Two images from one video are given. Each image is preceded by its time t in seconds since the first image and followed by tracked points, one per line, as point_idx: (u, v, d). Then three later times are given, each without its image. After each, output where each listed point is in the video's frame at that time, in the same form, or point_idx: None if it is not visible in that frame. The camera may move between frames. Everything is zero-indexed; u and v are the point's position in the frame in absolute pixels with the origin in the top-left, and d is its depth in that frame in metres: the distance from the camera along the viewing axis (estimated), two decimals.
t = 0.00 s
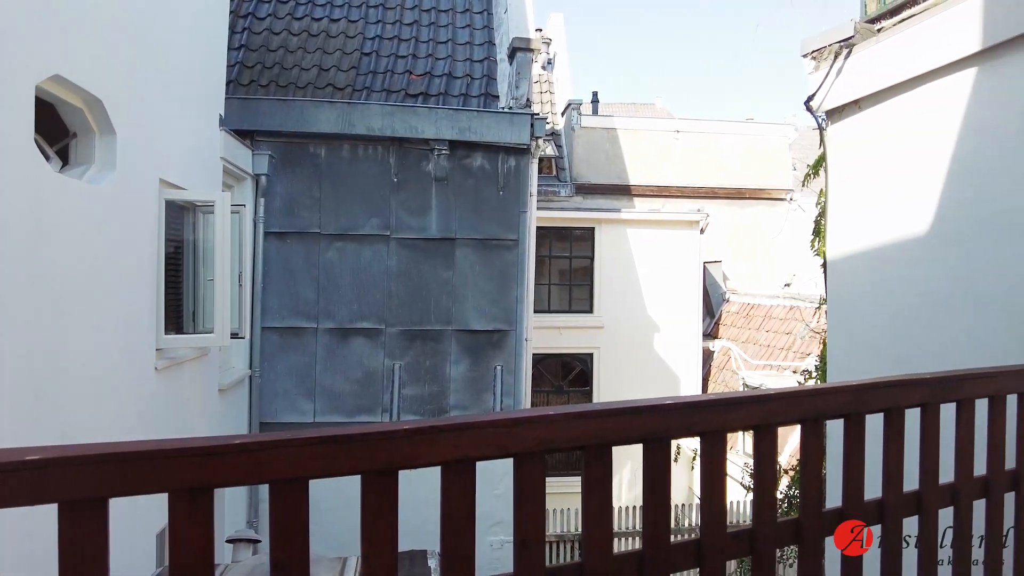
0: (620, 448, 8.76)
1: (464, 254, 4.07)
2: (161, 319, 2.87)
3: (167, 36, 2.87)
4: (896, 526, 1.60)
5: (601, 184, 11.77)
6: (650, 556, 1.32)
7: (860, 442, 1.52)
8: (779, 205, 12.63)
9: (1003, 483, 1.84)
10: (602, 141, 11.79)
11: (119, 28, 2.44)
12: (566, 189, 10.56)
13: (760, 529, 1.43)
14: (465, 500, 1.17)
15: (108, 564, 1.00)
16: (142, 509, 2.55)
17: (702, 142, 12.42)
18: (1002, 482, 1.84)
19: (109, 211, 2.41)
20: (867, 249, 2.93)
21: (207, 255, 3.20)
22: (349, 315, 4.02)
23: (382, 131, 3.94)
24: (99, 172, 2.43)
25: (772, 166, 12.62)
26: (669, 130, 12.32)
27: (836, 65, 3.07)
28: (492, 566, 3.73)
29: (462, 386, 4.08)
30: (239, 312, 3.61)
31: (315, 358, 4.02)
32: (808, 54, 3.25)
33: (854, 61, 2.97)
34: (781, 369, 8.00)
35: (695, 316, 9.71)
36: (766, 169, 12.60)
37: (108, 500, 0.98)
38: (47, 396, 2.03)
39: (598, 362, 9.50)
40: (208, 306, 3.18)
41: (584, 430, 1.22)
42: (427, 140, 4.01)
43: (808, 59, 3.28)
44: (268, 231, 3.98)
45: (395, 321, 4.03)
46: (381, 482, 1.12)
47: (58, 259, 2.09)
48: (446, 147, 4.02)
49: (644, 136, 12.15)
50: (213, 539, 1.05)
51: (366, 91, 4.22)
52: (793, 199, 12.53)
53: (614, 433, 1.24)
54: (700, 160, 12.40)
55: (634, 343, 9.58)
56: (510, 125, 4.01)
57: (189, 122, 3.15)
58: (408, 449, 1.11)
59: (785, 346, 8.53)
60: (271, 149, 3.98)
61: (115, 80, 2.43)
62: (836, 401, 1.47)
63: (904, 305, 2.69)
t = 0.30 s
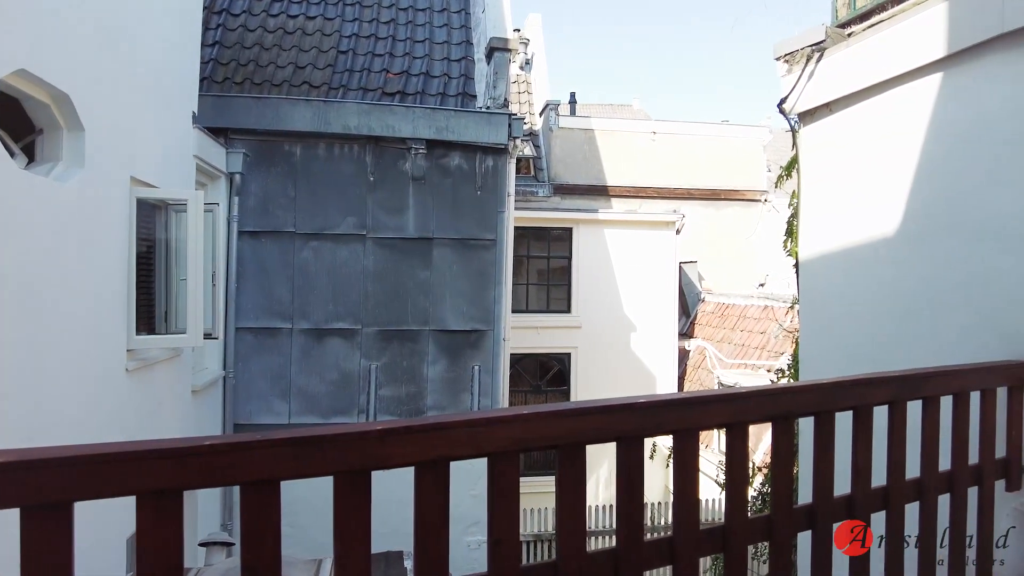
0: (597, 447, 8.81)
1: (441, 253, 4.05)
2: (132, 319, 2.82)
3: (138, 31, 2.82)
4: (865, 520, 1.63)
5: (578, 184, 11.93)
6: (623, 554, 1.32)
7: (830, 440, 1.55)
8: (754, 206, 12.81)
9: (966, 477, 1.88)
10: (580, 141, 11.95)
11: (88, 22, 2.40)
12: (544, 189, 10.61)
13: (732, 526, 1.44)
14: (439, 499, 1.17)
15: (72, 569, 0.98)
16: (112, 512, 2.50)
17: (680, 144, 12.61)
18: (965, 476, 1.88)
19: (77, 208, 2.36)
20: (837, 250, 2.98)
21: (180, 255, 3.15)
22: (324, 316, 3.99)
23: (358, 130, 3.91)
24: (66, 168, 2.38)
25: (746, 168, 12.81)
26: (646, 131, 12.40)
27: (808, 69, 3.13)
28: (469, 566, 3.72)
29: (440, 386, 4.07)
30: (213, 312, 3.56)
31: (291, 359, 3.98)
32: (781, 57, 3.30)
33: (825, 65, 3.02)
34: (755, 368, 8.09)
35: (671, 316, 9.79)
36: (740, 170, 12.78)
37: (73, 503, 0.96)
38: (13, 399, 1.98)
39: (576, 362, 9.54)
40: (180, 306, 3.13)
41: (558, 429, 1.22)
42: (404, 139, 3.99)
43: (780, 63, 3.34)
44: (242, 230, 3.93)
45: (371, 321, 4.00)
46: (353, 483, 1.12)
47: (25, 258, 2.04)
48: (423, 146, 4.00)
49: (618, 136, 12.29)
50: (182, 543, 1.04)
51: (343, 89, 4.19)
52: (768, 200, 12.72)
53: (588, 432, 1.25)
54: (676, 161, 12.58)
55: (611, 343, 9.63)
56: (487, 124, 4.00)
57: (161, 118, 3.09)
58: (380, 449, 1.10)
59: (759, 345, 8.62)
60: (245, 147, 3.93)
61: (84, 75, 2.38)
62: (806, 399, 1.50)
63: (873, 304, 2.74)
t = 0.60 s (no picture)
0: (576, 446, 8.83)
1: (419, 253, 4.04)
2: (103, 319, 2.77)
3: (109, 25, 2.77)
4: (836, 516, 1.66)
5: (557, 185, 12.01)
6: (598, 552, 1.33)
7: (802, 437, 1.57)
8: (730, 207, 12.99)
9: (933, 473, 1.93)
10: (559, 142, 12.15)
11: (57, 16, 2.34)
12: (523, 190, 10.63)
13: (706, 523, 1.46)
14: (414, 500, 1.17)
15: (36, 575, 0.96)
16: (84, 517, 2.45)
17: (658, 145, 12.80)
18: (932, 472, 1.93)
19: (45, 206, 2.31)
20: (810, 251, 3.03)
21: (152, 254, 3.10)
22: (300, 316, 3.95)
23: (335, 128, 3.88)
24: (34, 165, 2.33)
25: (722, 170, 12.99)
26: (623, 132, 12.54)
27: (782, 72, 3.17)
28: (447, 567, 3.71)
29: (417, 387, 4.05)
30: (187, 313, 3.52)
31: (266, 359, 3.93)
32: (756, 60, 3.34)
33: (798, 68, 3.06)
34: (730, 367, 8.17)
35: (648, 316, 9.87)
36: (716, 172, 12.97)
37: (38, 508, 0.94)
38: None
39: (554, 361, 9.55)
40: (153, 306, 3.08)
41: (532, 429, 1.23)
42: (381, 138, 3.97)
43: (755, 66, 3.38)
44: (217, 229, 3.88)
45: (348, 321, 3.97)
46: (326, 483, 1.11)
47: None
48: (400, 145, 3.98)
49: (595, 137, 12.41)
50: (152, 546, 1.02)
51: (319, 87, 4.15)
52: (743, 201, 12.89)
53: (562, 431, 1.25)
54: (652, 162, 12.73)
55: (590, 343, 9.67)
56: (466, 124, 4.00)
57: (133, 115, 3.04)
58: (354, 450, 1.10)
59: (735, 345, 8.69)
60: (220, 144, 3.87)
61: (52, 71, 2.33)
62: (778, 397, 1.52)
63: (844, 304, 2.79)
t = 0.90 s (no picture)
0: (553, 446, 8.86)
1: (397, 253, 4.02)
2: (74, 319, 2.72)
3: (80, 19, 2.71)
4: (808, 513, 1.68)
5: (536, 185, 12.05)
6: (574, 552, 1.34)
7: (775, 436, 1.59)
8: (707, 208, 13.18)
9: (903, 470, 1.97)
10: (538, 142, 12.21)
11: (27, 8, 2.29)
12: (503, 190, 10.64)
13: (682, 522, 1.47)
14: (389, 500, 1.16)
15: None
16: (53, 519, 2.41)
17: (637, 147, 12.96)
18: (901, 469, 1.97)
19: (13, 205, 2.25)
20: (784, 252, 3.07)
21: (125, 253, 3.05)
22: (277, 316, 3.91)
23: (312, 127, 3.85)
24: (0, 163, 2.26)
25: (698, 171, 13.20)
26: (602, 133, 12.67)
27: (757, 75, 3.21)
28: (425, 568, 3.69)
29: (396, 387, 4.03)
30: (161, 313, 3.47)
31: (242, 361, 3.88)
32: (732, 63, 3.38)
33: (773, 71, 3.10)
34: (707, 366, 8.25)
35: (627, 316, 9.94)
36: (692, 173, 13.18)
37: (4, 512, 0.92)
38: None
39: (533, 361, 9.57)
40: (125, 306, 3.04)
41: (507, 429, 1.23)
42: (360, 137, 3.94)
43: (731, 69, 3.42)
44: (191, 229, 3.82)
45: (326, 321, 3.94)
46: (300, 484, 1.10)
47: None
48: (379, 144, 3.96)
49: (574, 138, 12.50)
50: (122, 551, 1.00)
51: (296, 85, 4.11)
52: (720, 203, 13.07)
53: (537, 431, 1.26)
54: (631, 163, 12.88)
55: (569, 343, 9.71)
56: (445, 124, 3.99)
57: (105, 111, 2.98)
58: (328, 451, 1.09)
59: (711, 344, 8.78)
60: (195, 142, 3.82)
61: (20, 65, 2.27)
62: (752, 396, 1.54)
63: (817, 304, 2.84)
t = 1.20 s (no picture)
0: (525, 449, 8.95)
1: (374, 253, 4.00)
2: (42, 319, 2.65)
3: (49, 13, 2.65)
4: (780, 509, 1.71)
5: (515, 186, 12.04)
6: (549, 551, 1.34)
7: (748, 434, 1.61)
8: (683, 210, 13.33)
9: (872, 467, 2.01)
10: (517, 142, 12.23)
11: None
12: (482, 190, 10.63)
13: (656, 520, 1.49)
14: (363, 499, 1.16)
15: None
16: (20, 523, 2.35)
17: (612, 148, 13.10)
18: (871, 465, 2.00)
19: None
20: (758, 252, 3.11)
21: (96, 252, 3.00)
22: (252, 316, 3.86)
23: (288, 126, 3.81)
24: None
25: (675, 172, 13.35)
26: (581, 134, 12.76)
27: (732, 77, 3.25)
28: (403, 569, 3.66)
29: (373, 388, 4.01)
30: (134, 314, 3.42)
31: (216, 362, 3.83)
32: (707, 66, 3.42)
33: (748, 74, 3.15)
34: (684, 365, 8.33)
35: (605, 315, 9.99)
36: (669, 175, 13.34)
37: None
38: None
39: (512, 361, 9.58)
40: (96, 306, 2.99)
41: (481, 429, 1.23)
42: (337, 136, 3.91)
43: (706, 71, 3.46)
44: (165, 228, 3.77)
45: (301, 321, 3.90)
46: (272, 485, 1.10)
47: None
48: (356, 143, 3.93)
49: (552, 138, 12.57)
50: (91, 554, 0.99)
51: (273, 83, 4.07)
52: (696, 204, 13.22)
53: (512, 431, 1.26)
54: (609, 164, 13.00)
55: (547, 342, 9.74)
56: (422, 123, 3.99)
57: (75, 107, 2.92)
58: (301, 452, 1.09)
59: (688, 343, 8.87)
60: (168, 140, 3.76)
61: None
62: (725, 395, 1.56)
63: (790, 304, 2.88)
